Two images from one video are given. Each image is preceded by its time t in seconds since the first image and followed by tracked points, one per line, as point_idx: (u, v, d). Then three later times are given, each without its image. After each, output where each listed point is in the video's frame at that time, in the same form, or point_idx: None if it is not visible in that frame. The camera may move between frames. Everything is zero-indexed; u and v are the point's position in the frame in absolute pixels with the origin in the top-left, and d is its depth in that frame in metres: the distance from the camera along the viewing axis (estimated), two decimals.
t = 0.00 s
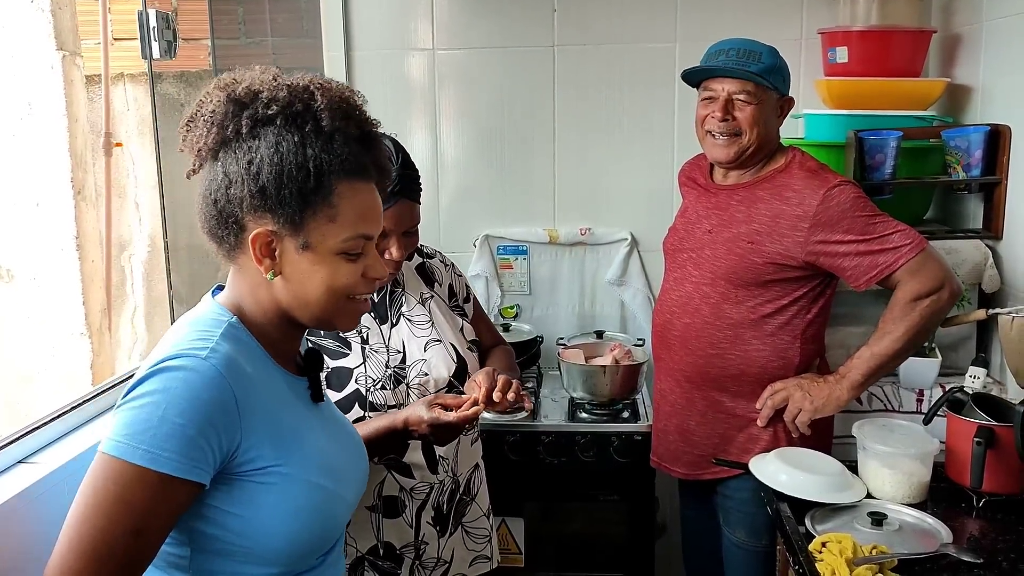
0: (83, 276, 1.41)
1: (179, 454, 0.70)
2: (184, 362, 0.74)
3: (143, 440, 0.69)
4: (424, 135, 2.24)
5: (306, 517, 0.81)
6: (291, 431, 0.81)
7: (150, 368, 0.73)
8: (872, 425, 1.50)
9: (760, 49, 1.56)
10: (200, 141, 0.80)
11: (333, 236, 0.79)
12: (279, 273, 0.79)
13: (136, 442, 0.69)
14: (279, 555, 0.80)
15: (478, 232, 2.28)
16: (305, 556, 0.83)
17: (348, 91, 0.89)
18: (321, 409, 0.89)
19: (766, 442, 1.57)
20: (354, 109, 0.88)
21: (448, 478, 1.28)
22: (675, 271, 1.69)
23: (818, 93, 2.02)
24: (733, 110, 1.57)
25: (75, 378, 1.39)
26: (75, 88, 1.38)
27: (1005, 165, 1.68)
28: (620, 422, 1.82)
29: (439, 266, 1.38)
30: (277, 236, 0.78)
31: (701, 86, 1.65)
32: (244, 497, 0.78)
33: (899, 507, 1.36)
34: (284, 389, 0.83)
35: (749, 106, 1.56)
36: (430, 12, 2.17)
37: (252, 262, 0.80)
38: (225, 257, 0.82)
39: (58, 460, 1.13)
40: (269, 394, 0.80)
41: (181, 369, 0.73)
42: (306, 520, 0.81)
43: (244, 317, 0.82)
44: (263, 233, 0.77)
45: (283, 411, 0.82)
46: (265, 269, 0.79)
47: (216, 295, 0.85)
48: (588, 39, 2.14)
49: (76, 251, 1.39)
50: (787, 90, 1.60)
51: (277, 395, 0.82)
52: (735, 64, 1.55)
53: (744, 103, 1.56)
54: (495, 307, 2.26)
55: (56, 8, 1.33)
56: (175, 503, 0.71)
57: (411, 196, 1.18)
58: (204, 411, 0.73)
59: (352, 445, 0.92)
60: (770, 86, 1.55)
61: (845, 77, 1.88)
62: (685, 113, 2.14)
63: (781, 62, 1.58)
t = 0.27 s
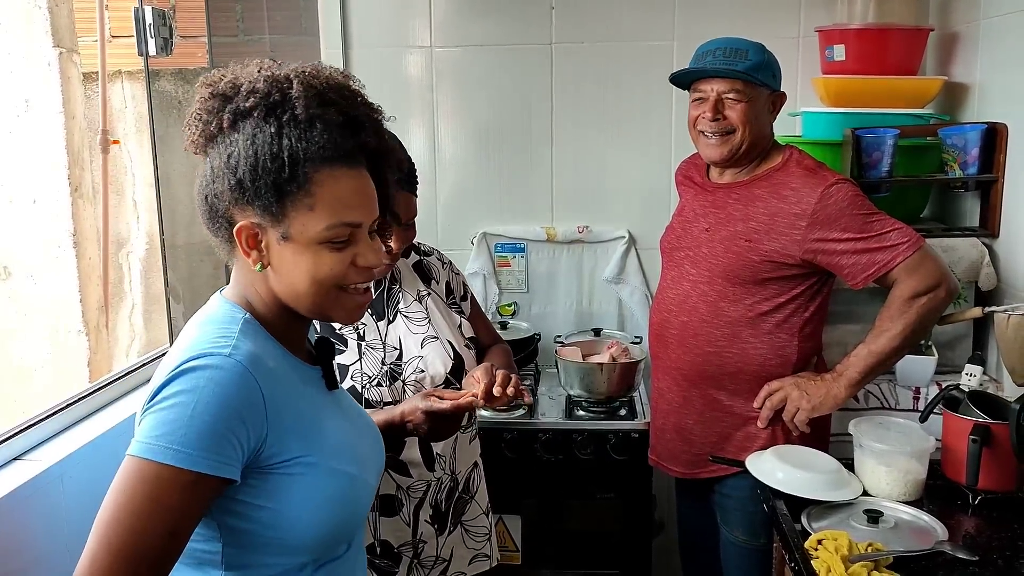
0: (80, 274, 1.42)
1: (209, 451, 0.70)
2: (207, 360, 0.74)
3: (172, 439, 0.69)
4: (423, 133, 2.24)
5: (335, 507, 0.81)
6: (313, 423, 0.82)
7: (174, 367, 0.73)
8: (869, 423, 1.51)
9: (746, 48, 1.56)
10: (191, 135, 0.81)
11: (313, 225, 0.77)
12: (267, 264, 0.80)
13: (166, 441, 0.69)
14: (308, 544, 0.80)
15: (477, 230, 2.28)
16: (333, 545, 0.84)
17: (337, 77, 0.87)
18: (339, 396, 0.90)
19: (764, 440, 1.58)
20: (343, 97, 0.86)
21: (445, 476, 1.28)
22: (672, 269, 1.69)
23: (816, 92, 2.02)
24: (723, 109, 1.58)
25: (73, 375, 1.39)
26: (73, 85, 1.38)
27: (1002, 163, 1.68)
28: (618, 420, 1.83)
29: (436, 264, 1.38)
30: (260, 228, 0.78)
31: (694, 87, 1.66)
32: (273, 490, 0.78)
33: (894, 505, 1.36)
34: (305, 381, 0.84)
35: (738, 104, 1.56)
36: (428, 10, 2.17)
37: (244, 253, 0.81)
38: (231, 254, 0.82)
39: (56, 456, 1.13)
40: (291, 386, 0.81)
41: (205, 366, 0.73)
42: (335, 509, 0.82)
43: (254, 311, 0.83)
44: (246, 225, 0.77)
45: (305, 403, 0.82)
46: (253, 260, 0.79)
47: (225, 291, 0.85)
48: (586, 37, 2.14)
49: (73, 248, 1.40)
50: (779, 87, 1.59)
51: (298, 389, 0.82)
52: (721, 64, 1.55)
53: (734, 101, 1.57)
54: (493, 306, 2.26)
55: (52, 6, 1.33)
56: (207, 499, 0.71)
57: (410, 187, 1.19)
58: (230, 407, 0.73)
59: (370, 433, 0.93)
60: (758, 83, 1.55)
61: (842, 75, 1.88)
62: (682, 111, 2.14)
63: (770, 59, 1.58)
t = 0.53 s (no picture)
0: (81, 271, 1.42)
1: (209, 449, 0.71)
2: (203, 358, 0.74)
3: (171, 439, 0.70)
4: (423, 131, 2.24)
5: (338, 498, 0.82)
6: (313, 416, 0.82)
7: (170, 368, 0.73)
8: (869, 422, 1.51)
9: (742, 42, 1.57)
10: (154, 146, 0.81)
11: (285, 215, 0.77)
12: (249, 262, 0.80)
13: (166, 442, 0.69)
14: (313, 538, 0.81)
15: (478, 228, 2.28)
16: (338, 536, 0.84)
17: (286, 62, 0.85)
18: (338, 388, 0.90)
19: (764, 438, 1.58)
20: (296, 80, 0.85)
21: (447, 474, 1.28)
22: (672, 268, 1.69)
23: (817, 90, 2.02)
24: (716, 101, 1.58)
25: (75, 373, 1.39)
26: (74, 82, 1.38)
27: (1003, 163, 1.68)
28: (618, 418, 1.83)
29: (437, 263, 1.38)
30: (235, 228, 0.78)
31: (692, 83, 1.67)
32: (276, 485, 0.78)
33: (895, 504, 1.37)
34: (303, 375, 0.84)
35: (732, 96, 1.56)
36: (429, 8, 2.17)
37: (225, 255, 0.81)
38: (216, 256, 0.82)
39: (58, 453, 1.13)
40: (288, 381, 0.81)
41: (202, 365, 0.73)
42: (339, 500, 0.82)
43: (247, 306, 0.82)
44: (221, 228, 0.78)
45: (304, 397, 0.82)
46: (235, 260, 0.80)
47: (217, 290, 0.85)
48: (586, 35, 2.14)
49: (74, 245, 1.40)
50: (776, 83, 1.60)
51: (296, 385, 0.82)
52: (716, 56, 1.57)
53: (728, 93, 1.57)
54: (494, 304, 2.27)
55: (54, 3, 1.33)
56: (209, 498, 0.72)
57: (412, 183, 1.18)
58: (227, 405, 0.73)
59: (371, 423, 0.93)
60: (752, 76, 1.56)
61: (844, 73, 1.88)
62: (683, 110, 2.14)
63: (766, 54, 1.59)
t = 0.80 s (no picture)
0: (88, 267, 1.42)
1: (188, 455, 0.71)
2: (182, 363, 0.74)
3: (149, 445, 0.70)
4: (429, 129, 2.24)
5: (321, 501, 0.83)
6: (295, 419, 0.83)
7: (149, 373, 0.74)
8: (875, 420, 1.51)
9: (743, 41, 1.57)
10: (123, 155, 0.81)
11: (262, 217, 0.78)
12: (230, 266, 0.80)
13: (144, 448, 0.70)
14: (295, 540, 0.82)
15: (483, 225, 2.28)
16: (322, 538, 0.85)
17: (249, 59, 0.84)
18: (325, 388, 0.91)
19: (770, 436, 1.58)
20: (260, 77, 0.84)
21: (454, 470, 1.29)
22: (678, 265, 1.69)
23: (824, 88, 2.02)
24: (717, 100, 1.58)
25: (81, 368, 1.39)
26: (82, 77, 1.38)
27: (1011, 161, 1.68)
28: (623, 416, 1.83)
29: (443, 261, 1.39)
30: (213, 233, 0.78)
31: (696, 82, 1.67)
32: (258, 489, 0.79)
33: (902, 502, 1.36)
34: (286, 378, 0.84)
35: (733, 95, 1.56)
36: (435, 5, 2.16)
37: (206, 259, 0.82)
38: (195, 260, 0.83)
39: (66, 449, 1.13)
40: (270, 385, 0.81)
41: (180, 370, 0.74)
42: (322, 503, 0.83)
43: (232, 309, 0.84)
44: (199, 234, 0.78)
45: (287, 400, 0.83)
46: (215, 264, 0.80)
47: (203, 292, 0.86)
48: (592, 33, 2.13)
49: (81, 241, 1.40)
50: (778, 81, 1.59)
51: (278, 388, 0.82)
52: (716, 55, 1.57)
53: (729, 92, 1.56)
54: (499, 302, 2.28)
55: None
56: (189, 502, 0.72)
57: (421, 179, 1.19)
58: (207, 410, 0.73)
59: (358, 424, 0.94)
60: (752, 74, 1.55)
61: (853, 71, 1.87)
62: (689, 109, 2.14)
63: (767, 51, 1.57)
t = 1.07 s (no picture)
0: (94, 263, 1.41)
1: (141, 450, 0.71)
2: (136, 359, 0.74)
3: (102, 440, 0.70)
4: (434, 125, 2.24)
5: (287, 497, 0.82)
6: (257, 416, 0.82)
7: (104, 370, 0.74)
8: (883, 419, 1.50)
9: (749, 38, 1.56)
10: (93, 150, 0.80)
11: (240, 216, 0.79)
12: (204, 264, 0.80)
13: (95, 444, 0.70)
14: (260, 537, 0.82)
15: (488, 223, 2.28)
16: (290, 534, 0.85)
17: (226, 59, 0.85)
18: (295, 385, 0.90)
19: (775, 434, 1.57)
20: (235, 76, 0.85)
21: (458, 465, 1.29)
22: (684, 262, 1.68)
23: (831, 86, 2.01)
24: (725, 100, 1.57)
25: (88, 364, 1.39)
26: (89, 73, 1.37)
27: (1019, 159, 1.67)
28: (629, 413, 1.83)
29: (449, 258, 1.38)
30: (188, 231, 0.78)
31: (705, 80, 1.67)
32: (218, 485, 0.79)
33: (908, 500, 1.36)
34: (249, 374, 0.84)
35: (741, 94, 1.55)
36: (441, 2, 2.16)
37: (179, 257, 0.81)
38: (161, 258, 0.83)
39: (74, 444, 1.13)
40: (230, 382, 0.81)
41: (135, 366, 0.74)
42: (289, 499, 0.82)
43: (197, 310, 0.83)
44: (173, 231, 0.78)
45: (248, 397, 0.83)
46: (189, 262, 0.80)
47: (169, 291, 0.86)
48: (599, 29, 2.13)
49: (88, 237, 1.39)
50: (785, 77, 1.57)
51: (240, 385, 0.82)
52: (722, 54, 1.56)
53: (737, 91, 1.55)
54: (504, 298, 2.27)
55: None
56: (145, 498, 0.72)
57: (428, 174, 1.19)
58: (161, 406, 0.73)
59: (331, 422, 0.93)
60: (759, 73, 1.54)
61: (860, 68, 1.86)
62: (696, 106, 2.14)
63: (773, 48, 1.56)
